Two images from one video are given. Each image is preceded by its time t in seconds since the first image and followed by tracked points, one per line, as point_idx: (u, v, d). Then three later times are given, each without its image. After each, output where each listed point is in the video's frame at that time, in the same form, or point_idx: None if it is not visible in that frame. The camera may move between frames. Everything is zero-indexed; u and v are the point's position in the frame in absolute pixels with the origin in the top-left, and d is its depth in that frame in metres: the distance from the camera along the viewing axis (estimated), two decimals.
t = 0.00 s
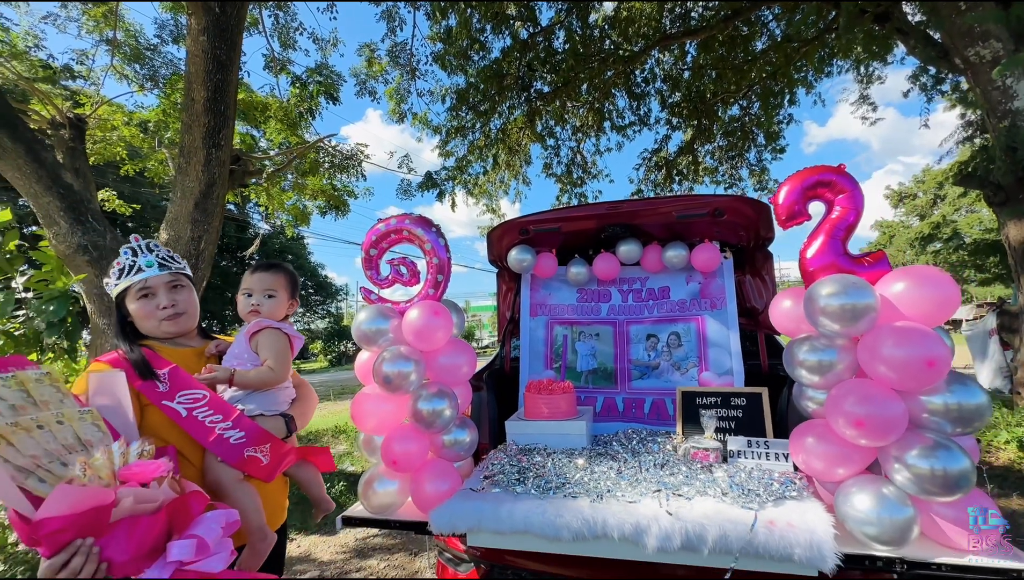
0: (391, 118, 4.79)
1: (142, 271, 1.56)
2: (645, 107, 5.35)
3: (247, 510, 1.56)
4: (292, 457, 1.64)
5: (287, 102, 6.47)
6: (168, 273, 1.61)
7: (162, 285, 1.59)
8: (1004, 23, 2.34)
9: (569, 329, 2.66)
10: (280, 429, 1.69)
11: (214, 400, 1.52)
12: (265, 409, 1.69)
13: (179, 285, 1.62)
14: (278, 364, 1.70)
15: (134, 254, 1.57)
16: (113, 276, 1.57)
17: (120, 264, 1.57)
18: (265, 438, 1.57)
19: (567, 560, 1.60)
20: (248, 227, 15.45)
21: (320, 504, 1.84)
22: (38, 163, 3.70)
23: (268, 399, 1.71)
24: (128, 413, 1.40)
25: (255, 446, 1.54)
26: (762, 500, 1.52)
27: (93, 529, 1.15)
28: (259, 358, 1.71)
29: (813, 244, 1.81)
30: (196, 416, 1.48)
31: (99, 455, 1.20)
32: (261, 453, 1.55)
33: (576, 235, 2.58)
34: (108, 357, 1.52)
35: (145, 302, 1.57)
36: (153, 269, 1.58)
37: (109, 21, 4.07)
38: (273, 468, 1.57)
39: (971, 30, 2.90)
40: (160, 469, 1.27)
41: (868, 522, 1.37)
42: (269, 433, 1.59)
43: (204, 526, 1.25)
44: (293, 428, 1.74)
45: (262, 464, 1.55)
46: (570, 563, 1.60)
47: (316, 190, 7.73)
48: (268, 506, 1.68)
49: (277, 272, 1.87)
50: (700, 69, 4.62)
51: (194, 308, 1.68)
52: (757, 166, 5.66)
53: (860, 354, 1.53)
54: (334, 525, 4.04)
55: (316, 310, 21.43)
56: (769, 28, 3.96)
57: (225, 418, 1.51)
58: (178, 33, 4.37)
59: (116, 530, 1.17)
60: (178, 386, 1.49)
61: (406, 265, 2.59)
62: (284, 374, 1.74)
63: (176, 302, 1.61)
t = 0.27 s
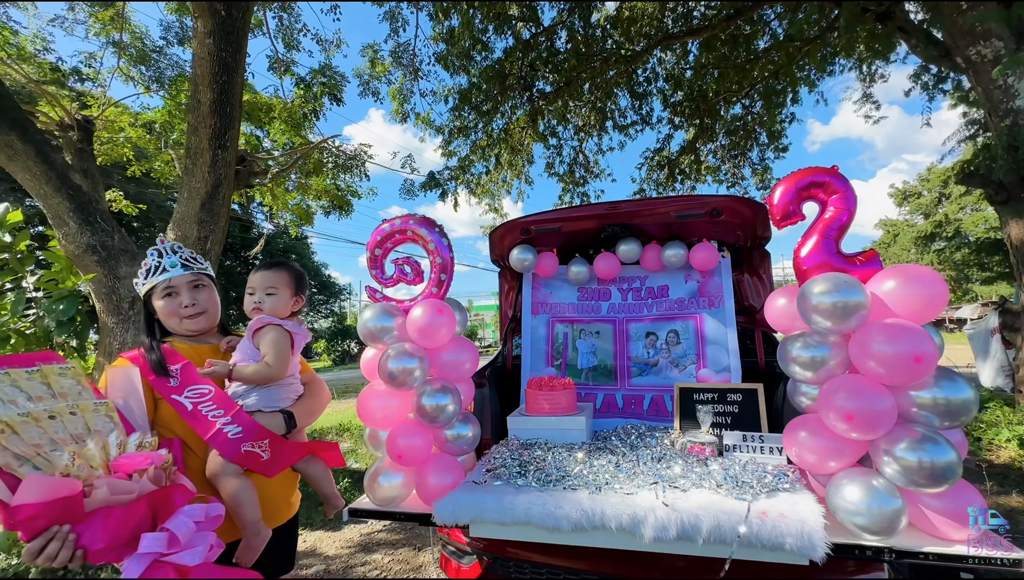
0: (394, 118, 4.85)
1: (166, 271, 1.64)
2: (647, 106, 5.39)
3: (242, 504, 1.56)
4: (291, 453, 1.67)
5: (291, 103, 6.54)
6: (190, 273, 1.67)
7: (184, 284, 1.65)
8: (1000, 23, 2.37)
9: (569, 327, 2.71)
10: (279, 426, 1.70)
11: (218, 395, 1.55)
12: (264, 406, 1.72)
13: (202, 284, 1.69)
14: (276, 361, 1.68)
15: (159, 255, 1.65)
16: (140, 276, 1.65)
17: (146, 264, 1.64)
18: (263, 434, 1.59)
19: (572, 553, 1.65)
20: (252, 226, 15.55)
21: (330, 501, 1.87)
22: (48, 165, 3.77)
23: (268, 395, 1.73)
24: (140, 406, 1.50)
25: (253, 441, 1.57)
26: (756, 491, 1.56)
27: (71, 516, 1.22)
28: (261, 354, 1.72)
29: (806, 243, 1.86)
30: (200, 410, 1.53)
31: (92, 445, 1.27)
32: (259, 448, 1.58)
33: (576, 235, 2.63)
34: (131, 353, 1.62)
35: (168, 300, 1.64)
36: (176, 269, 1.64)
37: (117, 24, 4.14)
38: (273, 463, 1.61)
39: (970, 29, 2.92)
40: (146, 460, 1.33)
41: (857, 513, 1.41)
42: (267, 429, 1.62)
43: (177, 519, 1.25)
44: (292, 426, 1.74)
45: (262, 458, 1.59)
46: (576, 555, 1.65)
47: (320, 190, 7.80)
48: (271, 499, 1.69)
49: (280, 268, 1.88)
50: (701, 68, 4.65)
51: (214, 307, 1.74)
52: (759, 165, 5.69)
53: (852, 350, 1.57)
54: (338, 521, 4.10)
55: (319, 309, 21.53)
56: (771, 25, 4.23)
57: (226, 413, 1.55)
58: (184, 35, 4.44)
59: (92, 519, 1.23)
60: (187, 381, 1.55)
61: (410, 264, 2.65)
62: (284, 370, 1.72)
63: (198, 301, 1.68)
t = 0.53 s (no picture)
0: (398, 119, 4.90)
1: (183, 270, 1.71)
2: (650, 105, 5.42)
3: (219, 502, 1.58)
4: (279, 455, 1.67)
5: (295, 104, 6.60)
6: (205, 272, 1.74)
7: (198, 283, 1.72)
8: (1003, 22, 2.37)
9: (571, 325, 2.76)
10: (263, 426, 1.68)
11: (211, 392, 1.61)
12: (247, 405, 1.70)
13: (215, 284, 1.75)
14: (261, 361, 1.66)
15: (178, 256, 1.73)
16: (162, 276, 1.73)
17: (167, 265, 1.73)
18: (247, 433, 1.60)
19: (573, 546, 1.70)
20: (256, 227, 15.66)
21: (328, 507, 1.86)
22: (57, 167, 3.84)
23: (254, 394, 1.72)
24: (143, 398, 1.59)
25: (235, 440, 1.58)
26: (751, 485, 1.61)
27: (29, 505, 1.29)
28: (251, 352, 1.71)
29: (801, 244, 1.91)
30: (191, 405, 1.58)
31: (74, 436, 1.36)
32: (243, 448, 1.59)
33: (578, 235, 2.67)
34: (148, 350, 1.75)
35: (184, 298, 1.71)
36: (191, 269, 1.71)
37: (124, 27, 4.21)
38: (261, 464, 1.61)
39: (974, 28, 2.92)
40: (120, 454, 1.39)
41: (850, 506, 1.45)
42: (251, 429, 1.63)
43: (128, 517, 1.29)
44: (276, 427, 1.70)
45: (247, 459, 1.59)
46: (576, 549, 1.70)
47: (324, 191, 7.88)
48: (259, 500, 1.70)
49: (278, 267, 1.89)
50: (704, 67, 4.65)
51: (229, 306, 1.79)
52: (762, 165, 5.71)
53: (844, 348, 1.61)
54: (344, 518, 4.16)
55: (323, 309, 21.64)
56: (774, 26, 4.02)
57: (214, 410, 1.58)
58: (190, 37, 4.50)
59: (47, 510, 1.29)
60: (187, 377, 1.62)
61: (415, 264, 2.69)
62: (271, 369, 1.69)
63: (211, 299, 1.73)
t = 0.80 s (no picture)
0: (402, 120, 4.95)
1: (196, 270, 1.77)
2: (652, 105, 5.44)
3: (200, 502, 1.58)
4: (267, 459, 1.66)
5: (300, 106, 6.66)
6: (217, 273, 1.79)
7: (209, 282, 1.76)
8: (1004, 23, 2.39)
9: (574, 325, 2.79)
10: (250, 427, 1.66)
11: (207, 390, 1.62)
12: (238, 406, 1.70)
13: (226, 284, 1.79)
14: (253, 361, 1.66)
15: (192, 256, 1.79)
16: (178, 274, 1.80)
17: (182, 264, 1.79)
18: (235, 434, 1.60)
19: (576, 542, 1.74)
20: (260, 227, 15.76)
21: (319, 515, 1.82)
22: (67, 169, 3.90)
23: (246, 395, 1.72)
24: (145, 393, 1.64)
25: (222, 440, 1.58)
26: (750, 482, 1.65)
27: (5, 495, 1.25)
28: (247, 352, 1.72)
29: (800, 245, 1.95)
30: (186, 403, 1.60)
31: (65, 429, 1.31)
32: (229, 448, 1.59)
33: (580, 236, 2.71)
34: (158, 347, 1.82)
35: (195, 297, 1.76)
36: (204, 269, 1.77)
37: (130, 30, 4.27)
38: (248, 466, 1.61)
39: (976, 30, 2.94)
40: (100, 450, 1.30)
41: (847, 502, 1.48)
42: (239, 430, 1.62)
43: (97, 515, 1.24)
44: (262, 429, 1.68)
45: (234, 460, 1.59)
46: (579, 545, 1.73)
47: (329, 191, 7.95)
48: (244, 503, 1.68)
49: (278, 268, 1.89)
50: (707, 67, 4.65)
51: (238, 306, 1.83)
52: (765, 164, 5.73)
53: (842, 348, 1.64)
54: (349, 516, 4.20)
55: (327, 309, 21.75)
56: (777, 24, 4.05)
57: (205, 408, 1.59)
58: (195, 39, 4.56)
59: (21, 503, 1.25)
60: (187, 375, 1.65)
61: (420, 266, 2.74)
62: (264, 370, 1.69)
63: (220, 299, 1.78)
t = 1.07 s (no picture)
0: (405, 120, 4.97)
1: (197, 269, 1.77)
2: (655, 105, 5.44)
3: (212, 500, 1.61)
4: (277, 456, 1.69)
5: (303, 107, 6.69)
6: (218, 272, 1.80)
7: (210, 282, 1.77)
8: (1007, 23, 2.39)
9: (575, 325, 2.81)
10: (261, 426, 1.70)
11: (214, 390, 1.65)
12: (248, 405, 1.73)
13: (227, 284, 1.80)
14: (264, 362, 1.69)
15: (194, 255, 1.80)
16: (177, 273, 1.80)
17: (183, 263, 1.80)
18: (246, 433, 1.63)
19: (578, 541, 1.75)
20: (264, 227, 15.85)
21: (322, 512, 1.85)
22: (73, 170, 3.94)
23: (256, 394, 1.75)
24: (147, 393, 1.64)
25: (234, 438, 1.61)
26: (750, 481, 1.66)
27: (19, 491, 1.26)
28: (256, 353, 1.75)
29: (800, 246, 1.96)
30: (194, 402, 1.62)
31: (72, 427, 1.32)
32: (241, 447, 1.62)
33: (581, 237, 2.72)
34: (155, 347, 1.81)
35: (195, 296, 1.77)
36: (206, 268, 1.78)
37: (135, 32, 4.31)
38: (258, 464, 1.64)
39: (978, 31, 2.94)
40: (116, 447, 1.33)
41: (846, 501, 1.49)
42: (250, 429, 1.66)
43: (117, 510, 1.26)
44: (275, 426, 1.72)
45: (245, 458, 1.62)
46: (582, 543, 1.75)
47: (332, 192, 7.99)
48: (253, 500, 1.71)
49: (283, 271, 1.91)
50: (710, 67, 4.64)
51: (237, 306, 1.85)
52: (768, 164, 5.73)
53: (841, 348, 1.65)
54: (352, 515, 4.23)
55: (330, 309, 21.83)
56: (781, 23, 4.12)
57: (215, 407, 1.62)
58: (199, 41, 4.60)
59: (39, 500, 1.26)
60: (192, 375, 1.67)
61: (423, 266, 2.76)
62: (274, 371, 1.72)
63: (220, 299, 1.79)
